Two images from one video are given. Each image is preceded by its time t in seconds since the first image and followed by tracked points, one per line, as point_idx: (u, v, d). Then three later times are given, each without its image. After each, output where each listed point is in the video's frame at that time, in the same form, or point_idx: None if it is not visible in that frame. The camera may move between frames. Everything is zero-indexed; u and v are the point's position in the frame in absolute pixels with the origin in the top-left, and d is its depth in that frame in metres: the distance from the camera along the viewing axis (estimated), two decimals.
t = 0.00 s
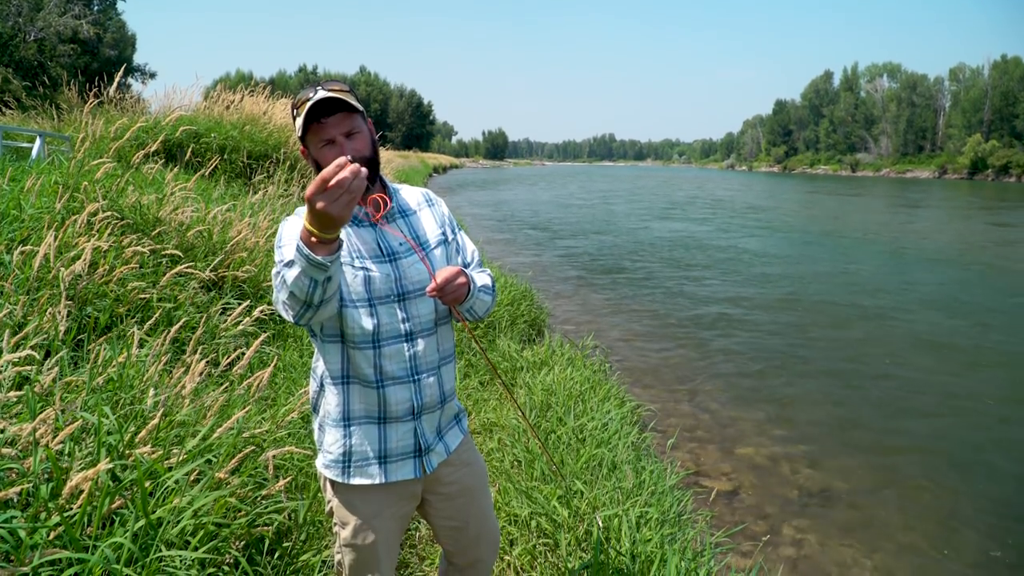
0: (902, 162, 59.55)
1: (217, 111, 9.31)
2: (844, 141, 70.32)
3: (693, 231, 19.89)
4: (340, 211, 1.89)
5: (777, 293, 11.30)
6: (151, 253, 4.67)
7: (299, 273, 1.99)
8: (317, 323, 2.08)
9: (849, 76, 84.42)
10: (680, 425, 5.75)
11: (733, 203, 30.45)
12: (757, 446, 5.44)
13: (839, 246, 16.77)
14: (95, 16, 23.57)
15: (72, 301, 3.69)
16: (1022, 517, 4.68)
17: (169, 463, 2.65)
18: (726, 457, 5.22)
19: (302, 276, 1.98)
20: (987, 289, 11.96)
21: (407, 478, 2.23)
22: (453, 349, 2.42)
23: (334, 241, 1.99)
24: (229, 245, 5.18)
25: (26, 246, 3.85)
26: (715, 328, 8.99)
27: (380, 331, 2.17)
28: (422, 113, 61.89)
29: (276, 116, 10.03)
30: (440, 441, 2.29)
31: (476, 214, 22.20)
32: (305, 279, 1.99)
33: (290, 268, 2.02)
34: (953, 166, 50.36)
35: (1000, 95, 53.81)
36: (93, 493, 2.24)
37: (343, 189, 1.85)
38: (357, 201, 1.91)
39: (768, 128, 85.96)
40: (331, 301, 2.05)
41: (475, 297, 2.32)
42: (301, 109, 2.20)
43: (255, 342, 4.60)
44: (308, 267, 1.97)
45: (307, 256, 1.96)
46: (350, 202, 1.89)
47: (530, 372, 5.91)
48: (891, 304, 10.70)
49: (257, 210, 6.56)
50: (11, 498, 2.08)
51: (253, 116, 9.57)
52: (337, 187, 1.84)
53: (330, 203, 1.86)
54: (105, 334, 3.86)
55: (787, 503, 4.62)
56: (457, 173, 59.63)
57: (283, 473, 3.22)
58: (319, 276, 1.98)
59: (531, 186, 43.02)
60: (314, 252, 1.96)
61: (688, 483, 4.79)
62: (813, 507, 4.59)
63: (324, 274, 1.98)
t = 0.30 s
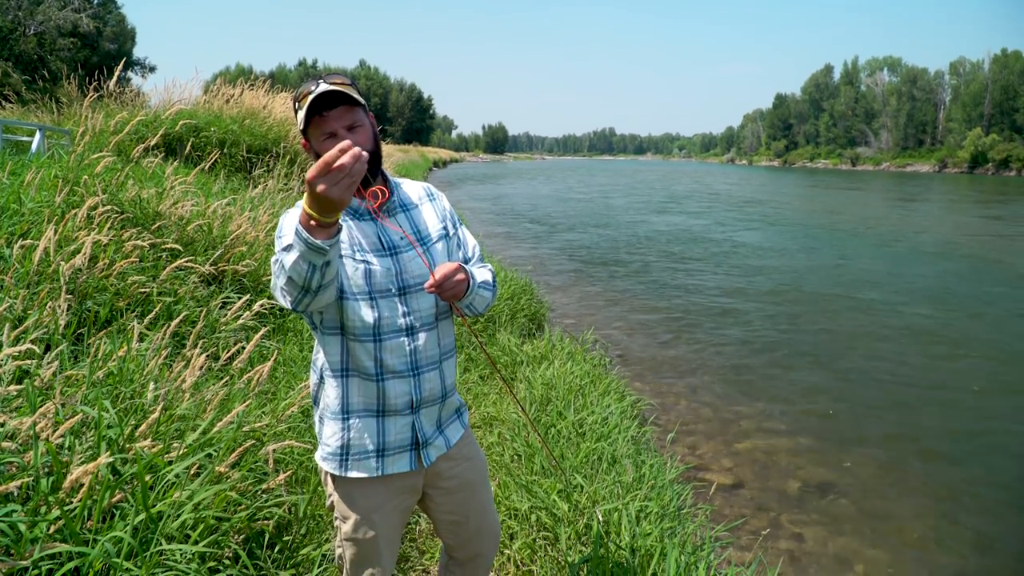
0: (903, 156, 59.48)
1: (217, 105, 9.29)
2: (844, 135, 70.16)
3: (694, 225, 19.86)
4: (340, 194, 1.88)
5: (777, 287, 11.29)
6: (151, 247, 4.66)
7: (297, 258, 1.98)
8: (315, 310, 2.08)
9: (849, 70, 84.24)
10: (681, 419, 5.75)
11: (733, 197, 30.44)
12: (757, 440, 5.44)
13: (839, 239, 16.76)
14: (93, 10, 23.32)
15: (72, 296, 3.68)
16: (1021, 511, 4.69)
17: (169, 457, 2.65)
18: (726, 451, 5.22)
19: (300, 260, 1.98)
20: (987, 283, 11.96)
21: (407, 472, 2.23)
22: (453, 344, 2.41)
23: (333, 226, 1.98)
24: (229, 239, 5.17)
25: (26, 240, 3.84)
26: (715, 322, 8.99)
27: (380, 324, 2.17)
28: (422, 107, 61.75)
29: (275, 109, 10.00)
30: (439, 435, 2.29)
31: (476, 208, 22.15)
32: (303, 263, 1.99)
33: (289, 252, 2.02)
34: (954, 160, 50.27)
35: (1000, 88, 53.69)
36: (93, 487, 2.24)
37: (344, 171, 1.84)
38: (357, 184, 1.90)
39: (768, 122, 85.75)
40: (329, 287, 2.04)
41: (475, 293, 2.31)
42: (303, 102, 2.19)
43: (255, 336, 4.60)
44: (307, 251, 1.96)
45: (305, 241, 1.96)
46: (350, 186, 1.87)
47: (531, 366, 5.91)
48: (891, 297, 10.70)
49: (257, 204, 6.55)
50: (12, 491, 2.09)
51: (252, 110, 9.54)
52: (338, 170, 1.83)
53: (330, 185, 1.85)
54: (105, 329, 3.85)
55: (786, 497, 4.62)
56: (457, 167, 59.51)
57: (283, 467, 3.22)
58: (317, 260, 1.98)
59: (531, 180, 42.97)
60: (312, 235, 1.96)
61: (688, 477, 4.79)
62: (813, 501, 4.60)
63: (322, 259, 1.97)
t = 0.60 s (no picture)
0: (903, 153, 59.45)
1: (216, 103, 9.28)
2: (844, 133, 70.14)
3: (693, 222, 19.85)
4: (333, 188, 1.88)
5: (777, 285, 11.28)
6: (151, 244, 4.66)
7: (291, 249, 1.99)
8: (310, 302, 2.08)
9: (849, 68, 84.19)
10: (681, 417, 5.75)
11: (733, 194, 30.45)
12: (756, 438, 5.44)
13: (839, 237, 16.75)
14: (93, 7, 23.29)
15: (72, 294, 3.68)
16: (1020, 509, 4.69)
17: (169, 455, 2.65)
18: (726, 449, 5.22)
19: (294, 251, 1.99)
20: (987, 282, 11.96)
21: (405, 469, 2.23)
22: (453, 343, 2.41)
23: (328, 217, 1.99)
24: (229, 237, 5.16)
25: (26, 238, 3.84)
26: (715, 320, 8.99)
27: (379, 322, 2.17)
28: (422, 105, 61.71)
29: (275, 107, 9.99)
30: (438, 433, 2.29)
31: (475, 206, 22.16)
32: (297, 254, 1.99)
33: (283, 242, 2.02)
34: (953, 158, 50.27)
35: (1000, 86, 53.65)
36: (93, 485, 2.24)
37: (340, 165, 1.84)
38: (354, 178, 1.91)
39: (768, 120, 85.68)
40: (323, 280, 2.04)
41: (476, 291, 2.31)
42: (305, 99, 2.19)
43: (255, 334, 4.60)
44: (301, 243, 1.97)
45: (300, 232, 1.96)
46: (346, 181, 1.88)
47: (530, 364, 5.91)
48: (890, 295, 10.71)
49: (257, 202, 6.54)
50: (12, 489, 2.09)
51: (252, 108, 9.53)
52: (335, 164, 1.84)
53: (326, 179, 1.85)
54: (105, 326, 3.86)
55: (786, 495, 4.63)
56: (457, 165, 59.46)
57: (283, 465, 3.22)
58: (311, 252, 1.99)
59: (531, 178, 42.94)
60: (307, 227, 1.96)
61: (688, 475, 4.79)
62: (813, 499, 4.60)
63: (316, 250, 1.98)
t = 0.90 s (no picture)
0: (903, 153, 59.44)
1: (216, 103, 9.28)
2: (844, 133, 70.13)
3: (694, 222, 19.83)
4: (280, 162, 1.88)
5: (778, 285, 11.27)
6: (151, 245, 4.66)
7: (250, 224, 1.99)
8: (282, 284, 2.05)
9: (849, 68, 84.21)
10: (681, 417, 5.75)
11: (733, 194, 30.43)
12: (756, 438, 5.45)
13: (840, 237, 16.73)
14: (93, 8, 23.25)
15: (72, 294, 3.68)
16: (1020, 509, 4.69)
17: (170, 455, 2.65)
18: (726, 449, 5.22)
19: (253, 227, 1.99)
20: (987, 281, 11.95)
21: (403, 468, 2.23)
22: (453, 344, 2.41)
23: (281, 192, 1.97)
24: (229, 237, 5.16)
25: (26, 238, 3.84)
26: (716, 320, 8.99)
27: (377, 319, 2.17)
28: (422, 105, 61.69)
29: (275, 107, 9.98)
30: (436, 432, 2.28)
31: (475, 206, 22.16)
32: (255, 229, 1.99)
33: (244, 217, 2.03)
34: (954, 158, 50.25)
35: (1000, 86, 53.64)
36: (92, 484, 2.25)
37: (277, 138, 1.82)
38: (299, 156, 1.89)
39: (768, 120, 85.66)
40: (288, 259, 2.01)
41: (485, 287, 2.38)
42: (309, 96, 2.20)
43: (255, 334, 4.60)
44: (257, 218, 1.97)
45: (254, 206, 1.96)
46: (289, 158, 1.86)
47: (531, 364, 5.91)
48: (890, 294, 10.72)
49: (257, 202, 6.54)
50: (11, 489, 2.09)
51: (253, 108, 9.53)
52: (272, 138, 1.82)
53: (269, 154, 1.84)
54: (105, 326, 3.86)
55: (786, 495, 4.63)
56: (457, 166, 59.45)
57: (284, 465, 3.22)
58: (266, 228, 1.97)
59: (532, 178, 42.93)
60: (260, 201, 1.95)
61: (688, 475, 4.79)
62: (813, 499, 4.60)
63: (270, 227, 1.97)
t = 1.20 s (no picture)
0: (902, 154, 59.46)
1: (216, 104, 9.28)
2: (843, 134, 70.15)
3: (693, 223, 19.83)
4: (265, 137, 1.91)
5: (777, 286, 11.28)
6: (150, 246, 4.66)
7: (235, 209, 1.98)
8: (275, 271, 2.05)
9: (848, 69, 84.28)
10: (680, 418, 5.75)
11: (733, 195, 30.43)
12: (756, 439, 5.45)
13: (839, 238, 16.73)
14: (93, 9, 23.19)
15: (71, 295, 3.68)
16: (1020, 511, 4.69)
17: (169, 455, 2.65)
18: (726, 450, 5.22)
19: (238, 211, 1.98)
20: (987, 282, 11.95)
21: (400, 468, 2.23)
22: (451, 346, 2.40)
23: (261, 167, 1.96)
24: (229, 238, 5.16)
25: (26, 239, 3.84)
26: (715, 321, 8.99)
27: (373, 317, 2.18)
28: (422, 106, 61.73)
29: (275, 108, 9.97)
30: (432, 431, 2.28)
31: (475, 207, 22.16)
32: (241, 214, 1.98)
33: (227, 203, 2.01)
34: (953, 159, 50.26)
35: (999, 87, 53.69)
36: (92, 486, 2.24)
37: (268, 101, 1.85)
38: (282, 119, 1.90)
39: (768, 121, 85.71)
40: (277, 240, 2.01)
41: (490, 290, 2.40)
42: (306, 96, 2.23)
43: (254, 335, 4.61)
44: (241, 199, 1.96)
45: (237, 187, 1.94)
46: (277, 121, 1.87)
47: (531, 365, 5.91)
48: (890, 295, 10.71)
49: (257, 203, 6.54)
50: (11, 490, 2.09)
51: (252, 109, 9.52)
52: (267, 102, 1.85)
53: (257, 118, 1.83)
54: (105, 327, 3.86)
55: (786, 496, 4.63)
56: (457, 167, 59.45)
57: (283, 466, 3.22)
58: (251, 208, 1.96)
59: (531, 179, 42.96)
60: (241, 179, 1.94)
61: (688, 477, 4.79)
62: (813, 500, 4.60)
63: (256, 205, 1.96)
